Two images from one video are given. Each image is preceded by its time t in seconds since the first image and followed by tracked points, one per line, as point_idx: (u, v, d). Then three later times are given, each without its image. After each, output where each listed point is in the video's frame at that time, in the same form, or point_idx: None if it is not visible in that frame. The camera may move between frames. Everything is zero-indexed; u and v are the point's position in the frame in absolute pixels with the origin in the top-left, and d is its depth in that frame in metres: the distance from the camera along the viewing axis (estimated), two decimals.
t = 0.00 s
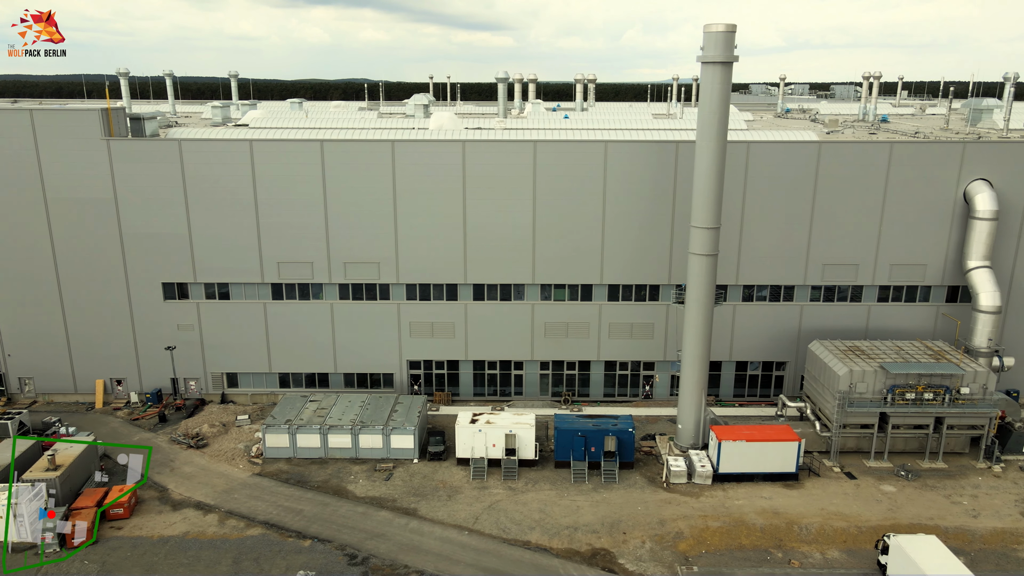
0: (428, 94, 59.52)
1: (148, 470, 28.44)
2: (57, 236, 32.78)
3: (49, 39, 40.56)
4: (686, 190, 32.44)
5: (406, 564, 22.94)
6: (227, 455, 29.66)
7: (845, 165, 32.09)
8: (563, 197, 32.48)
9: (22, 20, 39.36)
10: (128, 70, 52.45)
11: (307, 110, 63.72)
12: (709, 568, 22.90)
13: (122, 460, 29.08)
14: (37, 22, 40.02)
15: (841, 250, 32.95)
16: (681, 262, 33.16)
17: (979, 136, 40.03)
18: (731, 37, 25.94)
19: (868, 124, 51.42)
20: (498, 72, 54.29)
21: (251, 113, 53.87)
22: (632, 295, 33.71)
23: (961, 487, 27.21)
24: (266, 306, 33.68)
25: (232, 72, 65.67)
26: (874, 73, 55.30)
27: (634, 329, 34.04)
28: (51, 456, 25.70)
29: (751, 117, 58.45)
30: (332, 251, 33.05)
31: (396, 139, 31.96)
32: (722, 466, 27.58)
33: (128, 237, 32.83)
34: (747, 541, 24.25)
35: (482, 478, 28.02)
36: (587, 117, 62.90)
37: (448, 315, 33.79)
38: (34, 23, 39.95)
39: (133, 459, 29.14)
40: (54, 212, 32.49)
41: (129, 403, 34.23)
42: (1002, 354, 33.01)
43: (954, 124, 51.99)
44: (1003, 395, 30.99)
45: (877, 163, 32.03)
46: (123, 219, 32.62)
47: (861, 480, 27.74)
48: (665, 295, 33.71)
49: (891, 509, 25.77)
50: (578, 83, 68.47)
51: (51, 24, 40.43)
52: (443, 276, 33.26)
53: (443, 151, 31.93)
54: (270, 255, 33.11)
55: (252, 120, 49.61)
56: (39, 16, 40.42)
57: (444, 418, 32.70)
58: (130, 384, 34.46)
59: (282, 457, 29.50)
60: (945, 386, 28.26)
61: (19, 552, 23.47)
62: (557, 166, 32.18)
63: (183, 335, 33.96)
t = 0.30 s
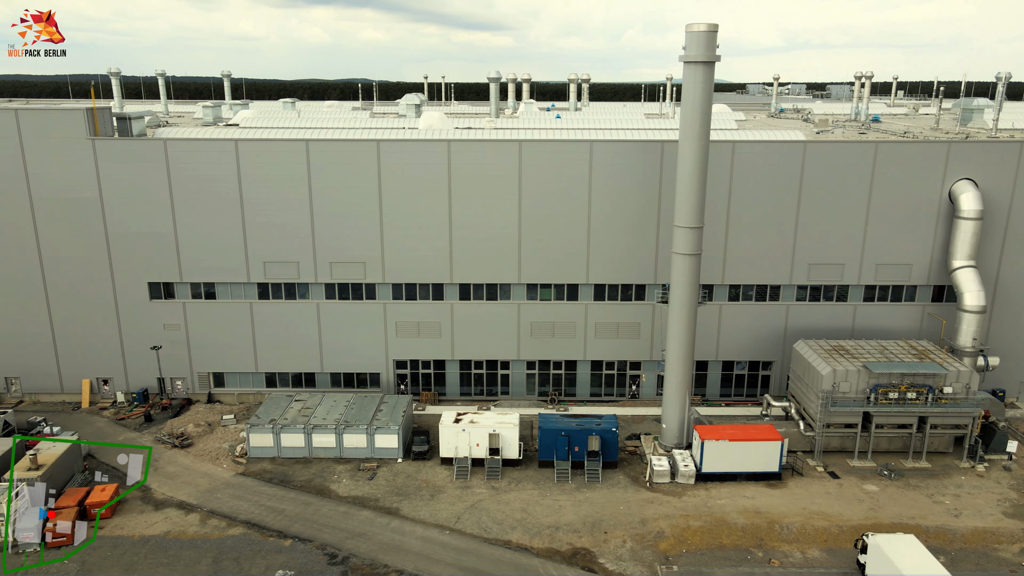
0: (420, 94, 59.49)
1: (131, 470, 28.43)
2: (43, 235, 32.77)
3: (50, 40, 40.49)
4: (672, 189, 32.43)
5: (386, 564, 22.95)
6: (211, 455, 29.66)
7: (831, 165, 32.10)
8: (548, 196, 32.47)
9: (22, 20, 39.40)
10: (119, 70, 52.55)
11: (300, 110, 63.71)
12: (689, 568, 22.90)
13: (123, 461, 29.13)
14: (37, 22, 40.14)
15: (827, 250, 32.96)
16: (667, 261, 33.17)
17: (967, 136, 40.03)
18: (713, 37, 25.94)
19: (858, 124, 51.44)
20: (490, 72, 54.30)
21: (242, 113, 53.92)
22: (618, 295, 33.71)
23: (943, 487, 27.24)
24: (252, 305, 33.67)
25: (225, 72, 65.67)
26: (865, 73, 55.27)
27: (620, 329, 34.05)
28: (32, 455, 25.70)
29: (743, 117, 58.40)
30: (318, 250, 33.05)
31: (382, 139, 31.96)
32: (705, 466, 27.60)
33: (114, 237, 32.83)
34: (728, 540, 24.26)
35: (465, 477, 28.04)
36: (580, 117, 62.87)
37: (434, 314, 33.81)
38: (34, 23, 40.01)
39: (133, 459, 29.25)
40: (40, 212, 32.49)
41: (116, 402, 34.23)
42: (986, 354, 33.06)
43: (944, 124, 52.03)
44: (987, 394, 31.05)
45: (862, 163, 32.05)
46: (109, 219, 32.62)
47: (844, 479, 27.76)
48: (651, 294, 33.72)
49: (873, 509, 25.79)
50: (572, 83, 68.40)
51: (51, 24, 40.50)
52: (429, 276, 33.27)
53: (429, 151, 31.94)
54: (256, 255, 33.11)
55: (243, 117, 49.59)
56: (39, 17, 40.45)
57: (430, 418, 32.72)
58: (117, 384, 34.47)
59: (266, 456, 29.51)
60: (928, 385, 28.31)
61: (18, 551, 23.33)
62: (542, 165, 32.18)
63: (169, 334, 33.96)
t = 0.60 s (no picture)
0: (412, 94, 59.41)
1: (114, 469, 28.41)
2: (29, 235, 32.78)
3: (50, 40, 40.30)
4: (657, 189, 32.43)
5: (365, 563, 22.94)
6: (195, 455, 29.66)
7: (816, 165, 32.12)
8: (534, 196, 32.48)
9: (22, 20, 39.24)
10: (110, 70, 52.51)
11: (292, 109, 63.68)
12: (669, 567, 22.89)
13: (123, 461, 29.13)
14: (38, 22, 39.93)
15: (812, 249, 32.97)
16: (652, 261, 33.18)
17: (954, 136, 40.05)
18: (695, 37, 26.00)
19: (848, 125, 51.47)
20: (481, 72, 54.23)
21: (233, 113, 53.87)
22: (604, 295, 33.73)
23: (925, 486, 27.25)
24: (238, 305, 33.67)
25: (217, 72, 65.71)
26: (856, 73, 55.28)
27: (606, 329, 34.06)
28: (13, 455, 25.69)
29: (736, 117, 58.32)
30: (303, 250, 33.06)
31: (367, 138, 31.96)
32: (688, 465, 27.62)
33: (100, 236, 32.83)
34: (708, 540, 24.27)
35: (448, 477, 28.05)
36: (572, 117, 62.80)
37: (420, 314, 33.83)
38: (34, 23, 39.85)
39: (133, 458, 29.27)
40: (25, 211, 32.49)
41: (101, 402, 34.23)
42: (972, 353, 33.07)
43: (934, 124, 52.05)
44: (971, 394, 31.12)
45: (847, 162, 32.07)
46: (95, 218, 32.63)
47: (826, 479, 27.77)
48: (637, 294, 33.73)
49: (854, 508, 25.81)
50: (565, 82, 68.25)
51: (51, 24, 40.28)
52: (415, 276, 33.30)
53: (414, 150, 31.94)
54: (241, 255, 33.12)
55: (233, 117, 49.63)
56: (39, 16, 40.40)
57: (416, 417, 32.71)
58: (103, 384, 34.48)
59: (250, 456, 29.52)
60: (910, 385, 28.36)
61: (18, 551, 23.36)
62: (527, 165, 32.18)
63: (155, 334, 33.98)
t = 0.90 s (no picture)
0: (404, 94, 59.36)
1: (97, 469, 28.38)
2: (14, 235, 32.78)
3: (53, 40, 40.05)
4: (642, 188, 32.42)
5: (344, 563, 22.94)
6: (179, 455, 29.65)
7: (801, 165, 32.11)
8: (519, 195, 32.47)
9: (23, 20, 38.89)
10: (101, 69, 52.37)
11: (285, 110, 63.62)
12: (648, 567, 22.88)
13: (123, 461, 29.09)
14: (38, 22, 39.68)
15: (797, 249, 32.98)
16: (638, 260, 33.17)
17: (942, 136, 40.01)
18: (676, 36, 25.98)
19: (839, 125, 51.50)
20: (472, 73, 54.20)
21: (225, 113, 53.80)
22: (589, 295, 33.74)
23: (908, 486, 27.27)
24: (224, 304, 33.67)
25: (211, 72, 65.68)
26: (847, 72, 55.24)
27: (592, 328, 34.07)
28: None
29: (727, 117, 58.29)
30: (289, 250, 33.08)
31: (352, 138, 31.96)
32: (670, 465, 27.63)
33: (85, 236, 32.83)
34: (688, 539, 24.27)
35: (431, 476, 28.06)
36: (565, 117, 62.76)
37: (405, 314, 33.84)
38: (36, 23, 39.53)
39: (133, 459, 29.08)
40: (10, 211, 32.49)
41: (88, 402, 34.25)
42: (956, 353, 33.11)
43: (924, 124, 52.04)
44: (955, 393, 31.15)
45: (832, 162, 32.06)
46: (80, 218, 32.62)
47: (809, 478, 27.78)
48: (623, 294, 33.73)
49: (836, 507, 25.83)
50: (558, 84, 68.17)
51: (52, 24, 40.03)
52: (400, 275, 33.32)
53: (399, 150, 31.94)
54: (227, 254, 33.12)
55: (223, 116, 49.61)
56: (39, 16, 40.05)
57: (401, 417, 32.71)
58: (89, 383, 34.49)
59: (234, 455, 29.51)
60: (893, 384, 28.38)
61: (18, 551, 23.28)
62: (512, 164, 32.18)
63: (141, 334, 33.96)
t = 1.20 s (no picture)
0: (396, 94, 59.31)
1: (80, 468, 28.39)
2: None
3: (53, 41, 40.04)
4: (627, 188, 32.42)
5: (323, 562, 22.94)
6: (162, 455, 29.67)
7: (786, 165, 32.11)
8: (503, 195, 32.47)
9: (24, 20, 38.79)
10: (92, 69, 52.27)
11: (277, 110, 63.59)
12: (628, 566, 22.85)
13: (123, 461, 29.24)
14: (37, 22, 39.64)
15: (782, 249, 32.99)
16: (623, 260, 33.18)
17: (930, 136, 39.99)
18: (657, 36, 26.00)
19: (829, 125, 51.41)
20: (463, 72, 54.16)
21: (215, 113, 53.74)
22: (575, 295, 33.75)
23: (890, 485, 27.28)
24: (209, 304, 33.67)
25: (203, 72, 65.68)
26: (839, 72, 55.17)
27: (578, 328, 34.08)
28: None
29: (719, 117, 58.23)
30: (274, 249, 33.08)
31: (337, 138, 31.96)
32: (653, 464, 27.64)
33: (70, 236, 32.84)
34: (669, 539, 24.26)
35: (414, 476, 28.08)
36: (557, 116, 62.70)
37: (391, 313, 33.84)
38: (36, 23, 39.51)
39: (133, 459, 29.14)
40: None
41: (73, 401, 34.26)
42: (941, 353, 33.14)
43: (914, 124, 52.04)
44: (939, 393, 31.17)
45: (817, 162, 32.06)
46: (65, 218, 32.61)
47: (791, 477, 27.80)
48: (608, 294, 33.74)
49: (817, 507, 25.84)
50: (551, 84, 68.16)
51: (52, 24, 40.00)
52: (386, 275, 33.34)
53: (383, 150, 31.95)
54: (212, 254, 33.12)
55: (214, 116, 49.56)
56: (39, 16, 40.03)
57: (386, 417, 32.71)
58: (75, 383, 34.49)
59: (217, 455, 29.52)
60: (876, 384, 28.42)
61: (18, 551, 23.21)
62: (497, 164, 32.16)
63: (126, 333, 33.96)
